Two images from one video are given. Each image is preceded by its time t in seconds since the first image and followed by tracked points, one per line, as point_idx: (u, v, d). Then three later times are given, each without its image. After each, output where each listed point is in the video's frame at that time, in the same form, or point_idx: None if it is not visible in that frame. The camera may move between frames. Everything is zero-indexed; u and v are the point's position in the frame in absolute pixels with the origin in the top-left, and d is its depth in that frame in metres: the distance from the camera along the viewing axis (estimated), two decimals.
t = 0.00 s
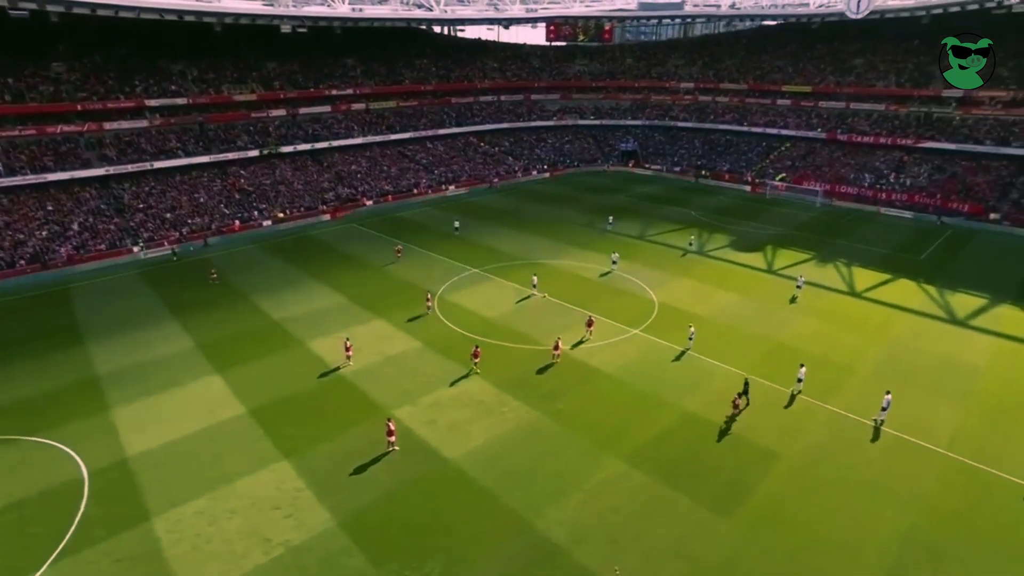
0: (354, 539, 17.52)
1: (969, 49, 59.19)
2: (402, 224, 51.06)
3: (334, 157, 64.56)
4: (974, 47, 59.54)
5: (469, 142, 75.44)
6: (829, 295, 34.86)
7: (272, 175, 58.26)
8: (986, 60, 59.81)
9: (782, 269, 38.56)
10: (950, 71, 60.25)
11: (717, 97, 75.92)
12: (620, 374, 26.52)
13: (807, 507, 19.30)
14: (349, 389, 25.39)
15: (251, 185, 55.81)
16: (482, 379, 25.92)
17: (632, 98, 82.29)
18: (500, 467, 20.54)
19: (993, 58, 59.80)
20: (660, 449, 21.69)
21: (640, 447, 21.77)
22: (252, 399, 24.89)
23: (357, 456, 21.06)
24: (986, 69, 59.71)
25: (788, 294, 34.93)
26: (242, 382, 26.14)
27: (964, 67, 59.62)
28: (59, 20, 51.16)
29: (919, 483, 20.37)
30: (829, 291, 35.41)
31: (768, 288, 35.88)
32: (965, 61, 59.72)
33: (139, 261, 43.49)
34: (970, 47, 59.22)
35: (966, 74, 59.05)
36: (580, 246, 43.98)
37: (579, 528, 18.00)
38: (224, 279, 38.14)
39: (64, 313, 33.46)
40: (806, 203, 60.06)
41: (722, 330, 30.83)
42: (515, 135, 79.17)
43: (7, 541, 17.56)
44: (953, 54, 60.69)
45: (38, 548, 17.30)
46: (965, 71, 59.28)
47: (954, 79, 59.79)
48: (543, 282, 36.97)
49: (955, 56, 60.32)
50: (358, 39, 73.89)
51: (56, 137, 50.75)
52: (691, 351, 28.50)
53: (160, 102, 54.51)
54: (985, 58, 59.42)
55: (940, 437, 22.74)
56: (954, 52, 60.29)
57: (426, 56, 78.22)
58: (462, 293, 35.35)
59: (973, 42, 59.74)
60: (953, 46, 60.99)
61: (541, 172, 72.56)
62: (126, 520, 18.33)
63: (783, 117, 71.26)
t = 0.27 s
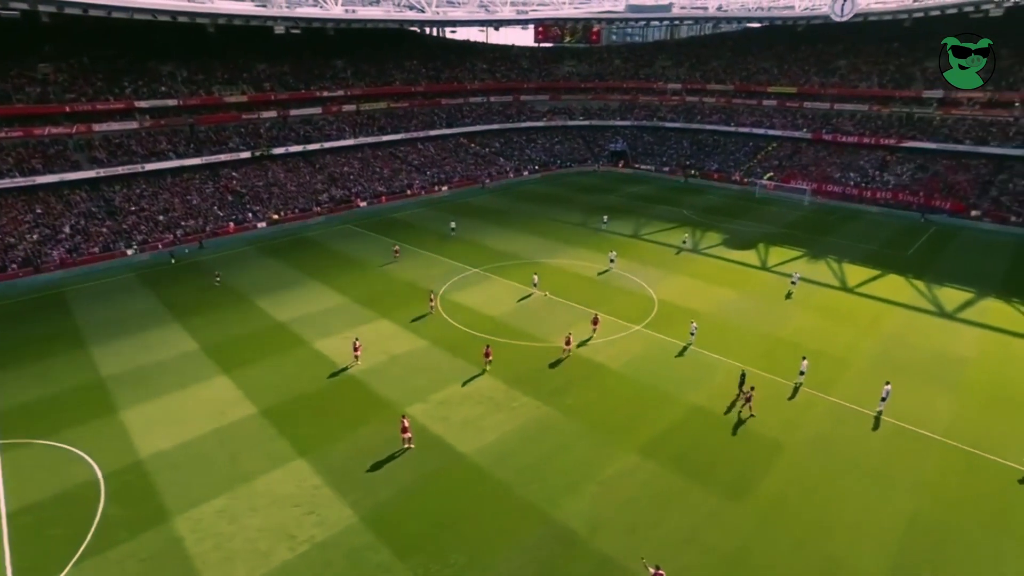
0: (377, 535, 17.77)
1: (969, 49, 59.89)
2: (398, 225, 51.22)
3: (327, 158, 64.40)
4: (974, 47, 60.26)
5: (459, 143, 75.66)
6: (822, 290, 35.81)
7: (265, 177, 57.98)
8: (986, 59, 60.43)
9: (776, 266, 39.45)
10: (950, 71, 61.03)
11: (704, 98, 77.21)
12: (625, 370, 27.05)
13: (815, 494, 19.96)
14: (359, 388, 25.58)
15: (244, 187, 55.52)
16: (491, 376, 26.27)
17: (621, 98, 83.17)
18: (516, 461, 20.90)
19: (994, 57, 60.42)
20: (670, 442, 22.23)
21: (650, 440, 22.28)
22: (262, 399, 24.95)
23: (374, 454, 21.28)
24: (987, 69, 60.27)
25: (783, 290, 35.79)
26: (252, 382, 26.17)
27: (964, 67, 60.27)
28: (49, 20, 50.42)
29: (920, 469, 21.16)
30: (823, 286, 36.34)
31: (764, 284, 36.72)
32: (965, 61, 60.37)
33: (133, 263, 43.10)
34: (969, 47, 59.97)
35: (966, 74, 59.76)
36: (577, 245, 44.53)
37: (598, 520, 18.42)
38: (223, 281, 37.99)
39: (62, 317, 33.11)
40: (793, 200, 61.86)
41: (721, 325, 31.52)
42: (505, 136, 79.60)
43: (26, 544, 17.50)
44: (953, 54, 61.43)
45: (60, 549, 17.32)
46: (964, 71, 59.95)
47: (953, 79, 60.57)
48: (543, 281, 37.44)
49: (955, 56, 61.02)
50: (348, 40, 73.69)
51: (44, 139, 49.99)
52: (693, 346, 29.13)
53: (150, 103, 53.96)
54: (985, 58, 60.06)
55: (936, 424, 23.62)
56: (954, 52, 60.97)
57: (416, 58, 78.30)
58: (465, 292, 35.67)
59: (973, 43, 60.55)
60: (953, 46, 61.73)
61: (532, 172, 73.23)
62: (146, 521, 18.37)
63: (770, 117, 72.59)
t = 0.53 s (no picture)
0: (396, 530, 17.99)
1: (970, 49, 59.44)
2: (394, 225, 51.30)
3: (319, 159, 64.19)
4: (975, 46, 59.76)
5: (451, 143, 75.71)
6: (816, 286, 36.62)
7: (257, 178, 57.67)
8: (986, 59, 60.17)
9: (770, 264, 40.23)
10: (950, 71, 60.64)
11: (693, 99, 78.33)
12: (629, 365, 27.50)
13: (820, 483, 20.54)
14: (367, 386, 25.73)
15: (236, 189, 55.22)
16: (498, 374, 26.58)
17: (610, 99, 83.94)
18: (528, 456, 21.23)
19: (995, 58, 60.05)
20: (677, 434, 22.70)
21: (658, 433, 22.74)
22: (270, 399, 25.01)
23: (387, 451, 21.49)
24: (987, 69, 60.03)
25: (778, 287, 36.53)
26: (259, 382, 26.22)
27: (965, 67, 59.91)
28: (39, 20, 49.80)
29: (919, 457, 21.83)
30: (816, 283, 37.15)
31: (759, 281, 37.46)
32: (965, 62, 59.97)
33: (128, 266, 42.72)
34: (970, 47, 59.47)
35: (967, 74, 59.59)
36: (574, 244, 45.01)
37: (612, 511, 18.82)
38: (221, 282, 37.81)
39: (60, 320, 32.80)
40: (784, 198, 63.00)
41: (720, 321, 32.14)
42: (496, 137, 79.92)
43: (43, 546, 17.45)
44: (953, 54, 60.98)
45: (78, 550, 17.30)
46: (965, 71, 59.71)
47: (953, 79, 60.38)
48: (543, 279, 37.82)
49: (955, 56, 60.50)
50: (339, 41, 73.45)
51: (32, 141, 49.28)
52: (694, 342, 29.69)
53: (140, 104, 53.42)
54: (985, 58, 59.77)
55: (933, 414, 24.35)
56: (954, 52, 60.47)
57: (406, 59, 78.28)
58: (466, 291, 35.93)
59: (973, 42, 59.93)
60: (953, 45, 61.22)
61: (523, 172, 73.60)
62: (163, 520, 18.41)
63: (757, 117, 73.69)
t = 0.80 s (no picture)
0: (417, 525, 18.19)
1: (970, 49, 60.24)
2: (388, 226, 51.31)
3: (310, 160, 63.88)
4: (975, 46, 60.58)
5: (441, 144, 75.71)
6: (808, 282, 37.50)
7: (249, 180, 57.22)
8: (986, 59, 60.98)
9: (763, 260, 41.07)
10: (951, 71, 61.37)
11: (679, 98, 79.51)
12: (633, 361, 27.96)
13: (825, 471, 21.16)
14: (376, 385, 25.86)
15: (228, 190, 54.78)
16: (505, 371, 26.87)
17: (597, 99, 84.79)
18: (541, 450, 21.56)
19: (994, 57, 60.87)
20: (684, 427, 23.19)
21: (666, 427, 23.20)
22: (279, 398, 25.02)
23: (401, 448, 21.65)
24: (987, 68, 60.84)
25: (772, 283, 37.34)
26: (266, 383, 26.20)
27: (966, 67, 60.60)
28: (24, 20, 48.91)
29: (918, 445, 22.58)
30: (808, 278, 38.02)
31: (753, 277, 38.25)
32: (965, 62, 60.72)
33: (121, 269, 42.20)
34: (970, 48, 60.30)
35: (967, 74, 60.24)
36: (570, 242, 45.48)
37: (627, 502, 19.23)
38: (219, 284, 37.57)
39: (56, 323, 32.36)
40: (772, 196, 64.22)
41: (718, 317, 32.79)
42: (486, 137, 80.21)
43: (61, 549, 17.36)
44: (953, 54, 61.85)
45: (98, 552, 17.24)
46: (965, 71, 60.42)
47: (953, 80, 61.08)
48: (542, 278, 38.20)
49: (955, 56, 61.35)
50: (328, 41, 73.18)
51: (18, 142, 48.36)
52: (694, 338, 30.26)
53: (128, 105, 52.72)
54: (985, 58, 60.59)
55: (928, 404, 25.16)
56: (954, 52, 61.34)
57: (395, 59, 78.21)
58: (467, 290, 36.18)
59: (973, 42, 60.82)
60: (953, 45, 62.11)
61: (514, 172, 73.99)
62: (182, 521, 18.41)
63: (743, 117, 74.88)
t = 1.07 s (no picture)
0: (438, 519, 18.44)
1: (970, 49, 61.50)
2: (384, 226, 51.33)
3: (301, 161, 63.56)
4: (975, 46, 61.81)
5: (431, 144, 75.49)
6: (801, 278, 38.40)
7: (240, 181, 56.78)
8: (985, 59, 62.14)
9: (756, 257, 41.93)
10: (951, 71, 62.41)
11: (666, 99, 80.55)
12: (636, 357, 28.47)
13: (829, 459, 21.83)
14: (385, 384, 26.03)
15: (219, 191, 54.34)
16: (512, 368, 27.20)
17: (585, 99, 85.50)
18: (553, 444, 21.93)
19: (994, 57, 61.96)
20: (691, 419, 23.74)
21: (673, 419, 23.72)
22: (288, 398, 25.07)
23: (415, 445, 21.88)
24: (986, 68, 61.93)
25: (766, 279, 38.17)
26: (274, 383, 26.23)
27: (965, 67, 61.69)
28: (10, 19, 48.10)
29: (916, 433, 23.36)
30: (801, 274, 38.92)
31: (747, 274, 39.05)
32: (965, 61, 61.87)
33: (114, 271, 41.74)
34: (970, 48, 61.57)
35: (967, 74, 61.23)
36: (566, 241, 45.93)
37: (641, 493, 19.69)
38: (217, 286, 37.36)
39: (53, 326, 31.99)
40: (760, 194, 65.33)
41: (716, 313, 33.47)
42: (475, 137, 80.43)
43: (82, 551, 17.32)
44: (953, 54, 63.03)
45: (119, 552, 17.24)
46: (964, 71, 61.46)
47: (953, 79, 62.05)
48: (541, 277, 38.59)
49: (955, 56, 62.52)
50: (315, 40, 72.46)
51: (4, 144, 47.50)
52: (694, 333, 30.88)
53: (116, 106, 52.07)
54: (984, 58, 61.77)
55: (923, 393, 26.02)
56: (954, 52, 62.53)
57: (383, 60, 78.12)
58: (467, 290, 36.44)
59: (973, 42, 62.12)
60: (953, 45, 63.35)
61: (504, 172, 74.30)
62: (202, 520, 18.47)
63: (730, 117, 76.06)
